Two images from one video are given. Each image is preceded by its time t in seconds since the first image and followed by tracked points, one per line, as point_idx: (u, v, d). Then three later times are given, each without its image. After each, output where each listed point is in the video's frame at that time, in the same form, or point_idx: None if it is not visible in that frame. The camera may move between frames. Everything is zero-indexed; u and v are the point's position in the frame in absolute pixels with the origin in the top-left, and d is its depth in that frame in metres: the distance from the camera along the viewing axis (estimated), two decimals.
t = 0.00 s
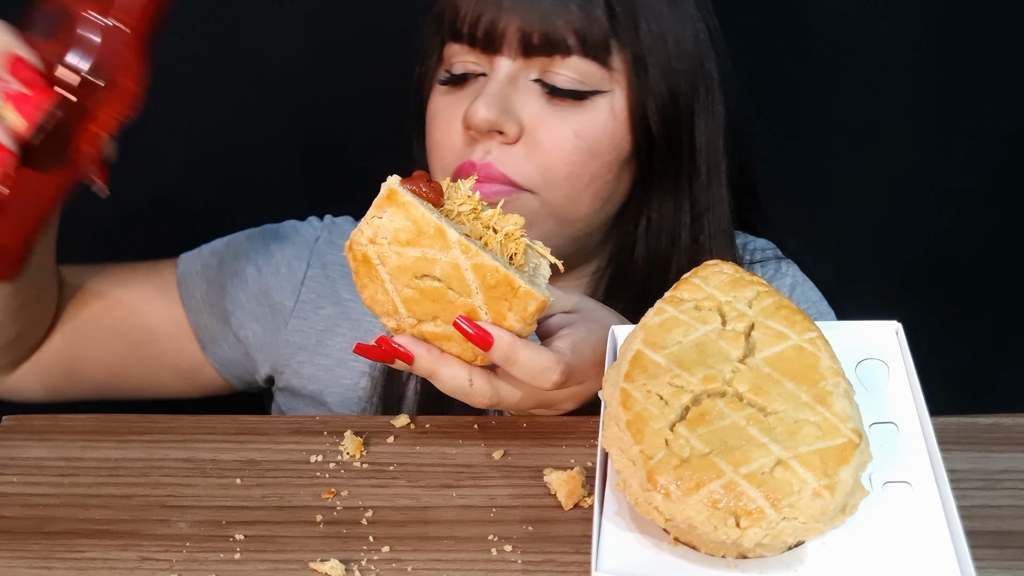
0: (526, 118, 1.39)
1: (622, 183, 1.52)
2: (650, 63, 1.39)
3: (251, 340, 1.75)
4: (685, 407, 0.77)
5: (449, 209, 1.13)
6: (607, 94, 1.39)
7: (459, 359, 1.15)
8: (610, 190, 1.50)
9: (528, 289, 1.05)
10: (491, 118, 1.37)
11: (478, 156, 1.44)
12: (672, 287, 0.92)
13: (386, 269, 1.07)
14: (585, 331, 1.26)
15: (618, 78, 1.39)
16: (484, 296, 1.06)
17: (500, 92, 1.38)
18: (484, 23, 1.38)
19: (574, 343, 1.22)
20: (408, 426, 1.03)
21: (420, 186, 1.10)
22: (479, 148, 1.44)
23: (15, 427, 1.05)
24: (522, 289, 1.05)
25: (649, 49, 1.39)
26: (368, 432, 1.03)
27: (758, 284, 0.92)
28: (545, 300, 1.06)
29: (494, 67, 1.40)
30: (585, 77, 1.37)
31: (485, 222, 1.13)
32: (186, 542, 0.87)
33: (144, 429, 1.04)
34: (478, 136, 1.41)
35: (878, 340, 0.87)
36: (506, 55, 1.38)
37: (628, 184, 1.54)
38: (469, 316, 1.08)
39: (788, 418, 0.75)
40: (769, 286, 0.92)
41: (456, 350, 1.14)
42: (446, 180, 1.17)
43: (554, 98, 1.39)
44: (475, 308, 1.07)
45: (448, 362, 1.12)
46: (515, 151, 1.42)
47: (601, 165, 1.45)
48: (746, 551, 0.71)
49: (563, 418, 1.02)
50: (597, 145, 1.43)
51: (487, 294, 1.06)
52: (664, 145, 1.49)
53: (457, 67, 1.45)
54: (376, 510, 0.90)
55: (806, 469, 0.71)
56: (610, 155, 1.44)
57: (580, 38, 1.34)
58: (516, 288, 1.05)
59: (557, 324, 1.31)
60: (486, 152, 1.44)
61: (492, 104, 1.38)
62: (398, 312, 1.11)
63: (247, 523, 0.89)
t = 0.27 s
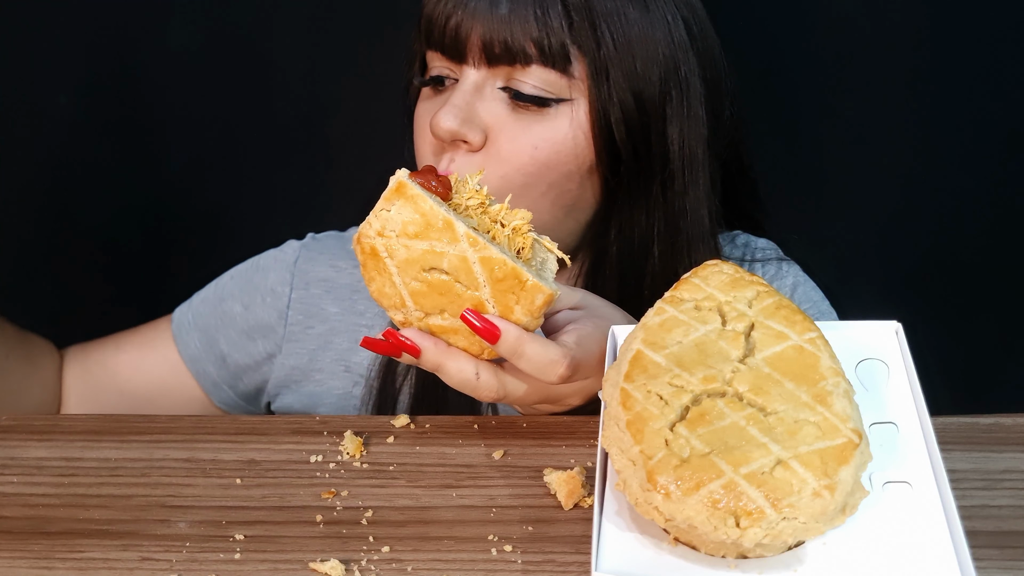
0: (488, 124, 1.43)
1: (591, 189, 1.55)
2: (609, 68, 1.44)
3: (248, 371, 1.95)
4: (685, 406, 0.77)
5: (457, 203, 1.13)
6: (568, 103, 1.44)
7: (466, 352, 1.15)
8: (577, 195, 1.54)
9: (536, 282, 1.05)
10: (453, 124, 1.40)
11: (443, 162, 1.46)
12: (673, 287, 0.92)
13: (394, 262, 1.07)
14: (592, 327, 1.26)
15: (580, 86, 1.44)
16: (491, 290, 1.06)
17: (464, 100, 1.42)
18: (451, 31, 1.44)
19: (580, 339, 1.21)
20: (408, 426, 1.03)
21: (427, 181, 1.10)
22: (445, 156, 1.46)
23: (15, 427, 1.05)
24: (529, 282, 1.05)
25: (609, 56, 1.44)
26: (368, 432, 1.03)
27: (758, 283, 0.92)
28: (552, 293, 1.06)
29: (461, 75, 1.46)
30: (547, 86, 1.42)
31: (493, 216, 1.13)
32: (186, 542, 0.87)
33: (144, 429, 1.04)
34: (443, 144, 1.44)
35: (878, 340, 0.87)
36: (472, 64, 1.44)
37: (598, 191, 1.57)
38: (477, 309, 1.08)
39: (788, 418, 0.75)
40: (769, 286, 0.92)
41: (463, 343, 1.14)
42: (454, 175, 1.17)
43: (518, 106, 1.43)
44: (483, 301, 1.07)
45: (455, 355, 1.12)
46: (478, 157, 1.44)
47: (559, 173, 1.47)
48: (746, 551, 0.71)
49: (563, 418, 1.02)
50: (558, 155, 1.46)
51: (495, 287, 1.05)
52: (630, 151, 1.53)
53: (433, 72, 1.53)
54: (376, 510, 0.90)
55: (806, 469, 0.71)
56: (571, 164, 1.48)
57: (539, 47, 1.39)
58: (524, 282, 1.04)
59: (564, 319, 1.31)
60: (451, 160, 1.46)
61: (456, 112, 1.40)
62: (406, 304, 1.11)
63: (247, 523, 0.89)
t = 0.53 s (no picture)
0: (479, 126, 1.42)
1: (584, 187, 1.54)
2: (600, 67, 1.44)
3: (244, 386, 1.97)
4: (685, 407, 0.77)
5: (453, 208, 1.14)
6: (559, 102, 1.44)
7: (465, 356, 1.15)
8: (568, 197, 1.54)
9: (532, 286, 1.05)
10: (444, 128, 1.39)
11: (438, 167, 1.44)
12: (672, 287, 0.92)
13: (391, 267, 1.08)
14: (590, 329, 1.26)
15: (569, 84, 1.44)
16: (489, 293, 1.06)
17: (455, 102, 1.42)
18: (439, 32, 1.44)
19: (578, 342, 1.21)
20: (407, 426, 1.03)
21: (423, 186, 1.10)
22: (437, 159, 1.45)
23: (14, 427, 1.05)
24: (526, 286, 1.05)
25: (598, 54, 1.44)
26: (368, 432, 1.03)
27: (758, 283, 0.92)
28: (549, 296, 1.05)
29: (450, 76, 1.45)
30: (539, 85, 1.42)
31: (489, 220, 1.14)
32: (186, 542, 0.86)
33: (144, 429, 1.04)
34: (436, 147, 1.43)
35: (878, 340, 0.87)
36: (461, 65, 1.44)
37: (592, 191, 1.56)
38: (475, 314, 1.08)
39: (788, 418, 0.75)
40: (769, 286, 0.92)
41: (461, 347, 1.14)
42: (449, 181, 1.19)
43: (509, 106, 1.43)
44: (480, 305, 1.07)
45: (454, 360, 1.11)
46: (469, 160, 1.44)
47: (554, 172, 1.47)
48: (746, 551, 0.71)
49: (563, 417, 1.02)
50: (551, 153, 1.45)
51: (492, 292, 1.06)
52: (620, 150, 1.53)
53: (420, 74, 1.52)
54: (376, 510, 0.90)
55: (806, 469, 0.71)
56: (563, 164, 1.47)
57: (528, 46, 1.39)
58: (521, 284, 1.05)
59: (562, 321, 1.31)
60: (447, 167, 1.44)
61: (447, 114, 1.40)
62: (404, 310, 1.11)
63: (247, 523, 0.89)
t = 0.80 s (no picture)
0: (487, 121, 1.42)
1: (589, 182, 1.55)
2: (610, 61, 1.46)
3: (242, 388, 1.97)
4: (685, 407, 0.77)
5: (450, 212, 1.13)
6: (570, 97, 1.45)
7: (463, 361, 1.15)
8: (577, 192, 1.54)
9: (530, 290, 1.05)
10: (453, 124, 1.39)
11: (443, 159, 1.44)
12: (672, 287, 0.92)
13: (388, 272, 1.07)
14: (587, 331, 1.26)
15: (580, 81, 1.45)
16: (486, 298, 1.06)
17: (463, 98, 1.41)
18: (446, 29, 1.43)
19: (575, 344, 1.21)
20: (408, 426, 1.03)
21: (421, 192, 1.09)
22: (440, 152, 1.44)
23: (15, 426, 1.05)
24: (523, 290, 1.05)
25: (609, 50, 1.46)
26: (368, 432, 1.03)
27: (758, 283, 0.92)
28: (547, 300, 1.06)
29: (457, 73, 1.45)
30: (547, 81, 1.42)
31: (486, 224, 1.14)
32: (186, 542, 0.87)
33: (144, 428, 1.04)
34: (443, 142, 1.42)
35: (878, 340, 0.87)
36: (467, 61, 1.43)
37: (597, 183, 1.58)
38: (472, 318, 1.08)
39: (788, 418, 0.75)
40: (769, 286, 0.92)
41: (460, 352, 1.14)
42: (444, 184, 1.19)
43: (517, 102, 1.43)
44: (478, 310, 1.08)
45: (452, 364, 1.12)
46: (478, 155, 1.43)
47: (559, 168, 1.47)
48: (746, 551, 0.71)
49: (563, 417, 1.02)
50: (559, 147, 1.46)
51: (489, 296, 1.06)
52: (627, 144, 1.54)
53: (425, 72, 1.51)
54: (376, 510, 0.90)
55: (806, 469, 0.71)
56: (573, 157, 1.48)
57: (539, 42, 1.40)
58: (519, 290, 1.05)
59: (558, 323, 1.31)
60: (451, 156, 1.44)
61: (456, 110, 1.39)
62: (401, 315, 1.11)
63: (247, 523, 0.89)
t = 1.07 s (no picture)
0: (538, 113, 1.51)
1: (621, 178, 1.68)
2: (654, 55, 1.56)
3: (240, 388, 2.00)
4: (685, 407, 0.77)
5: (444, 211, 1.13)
6: (615, 90, 1.54)
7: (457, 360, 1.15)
8: (610, 186, 1.67)
9: (524, 290, 1.05)
10: (506, 114, 1.48)
11: (493, 154, 1.55)
12: (672, 287, 0.92)
13: (382, 271, 1.07)
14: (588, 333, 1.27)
15: (625, 72, 1.53)
16: (480, 297, 1.06)
17: (513, 86, 1.49)
18: (493, 16, 1.48)
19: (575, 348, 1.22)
20: (408, 426, 1.03)
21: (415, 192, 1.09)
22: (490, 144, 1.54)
23: (14, 427, 1.05)
24: (517, 289, 1.05)
25: (653, 42, 1.55)
26: (368, 431, 1.03)
27: (758, 283, 0.92)
28: (541, 300, 1.06)
29: (503, 59, 1.49)
30: (595, 72, 1.50)
31: (481, 223, 1.13)
32: (186, 542, 0.87)
33: (144, 428, 1.04)
34: (490, 133, 1.52)
35: (878, 340, 0.87)
36: (516, 49, 1.48)
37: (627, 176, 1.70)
38: (466, 317, 1.08)
39: (788, 418, 0.75)
40: (769, 285, 0.92)
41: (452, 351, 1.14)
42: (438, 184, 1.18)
43: (567, 92, 1.52)
44: (472, 309, 1.08)
45: (446, 363, 1.12)
46: (526, 146, 1.54)
47: (606, 161, 1.61)
48: (745, 551, 0.71)
49: (562, 417, 1.02)
50: (606, 140, 1.59)
51: (483, 295, 1.06)
52: (661, 134, 1.67)
53: (459, 59, 1.54)
54: (376, 510, 0.90)
55: (806, 469, 0.71)
56: (614, 154, 1.62)
57: (592, 32, 1.47)
58: (513, 290, 1.05)
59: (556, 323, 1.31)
60: (499, 150, 1.55)
61: (507, 97, 1.48)
62: (395, 314, 1.11)
63: (247, 523, 0.89)
